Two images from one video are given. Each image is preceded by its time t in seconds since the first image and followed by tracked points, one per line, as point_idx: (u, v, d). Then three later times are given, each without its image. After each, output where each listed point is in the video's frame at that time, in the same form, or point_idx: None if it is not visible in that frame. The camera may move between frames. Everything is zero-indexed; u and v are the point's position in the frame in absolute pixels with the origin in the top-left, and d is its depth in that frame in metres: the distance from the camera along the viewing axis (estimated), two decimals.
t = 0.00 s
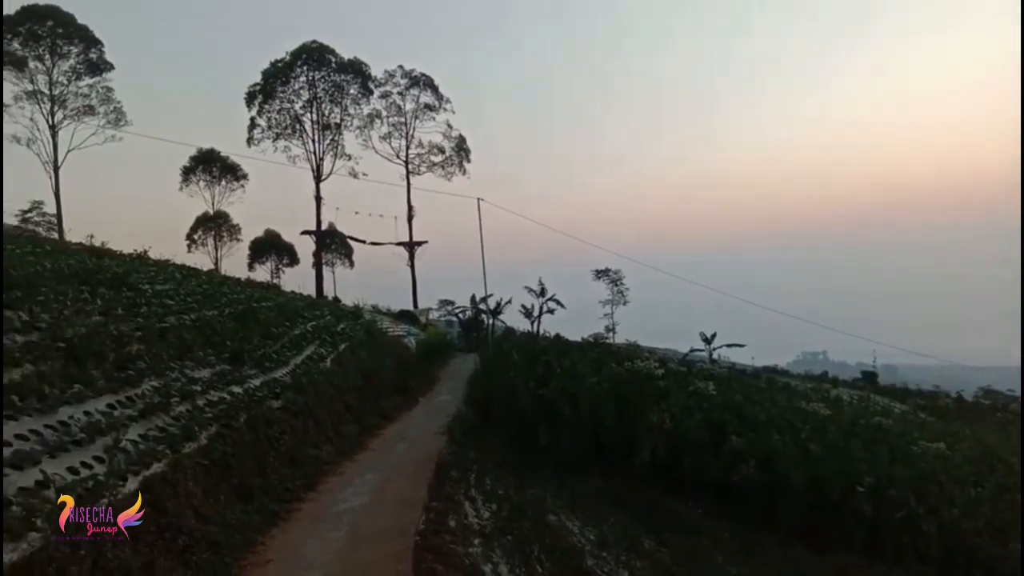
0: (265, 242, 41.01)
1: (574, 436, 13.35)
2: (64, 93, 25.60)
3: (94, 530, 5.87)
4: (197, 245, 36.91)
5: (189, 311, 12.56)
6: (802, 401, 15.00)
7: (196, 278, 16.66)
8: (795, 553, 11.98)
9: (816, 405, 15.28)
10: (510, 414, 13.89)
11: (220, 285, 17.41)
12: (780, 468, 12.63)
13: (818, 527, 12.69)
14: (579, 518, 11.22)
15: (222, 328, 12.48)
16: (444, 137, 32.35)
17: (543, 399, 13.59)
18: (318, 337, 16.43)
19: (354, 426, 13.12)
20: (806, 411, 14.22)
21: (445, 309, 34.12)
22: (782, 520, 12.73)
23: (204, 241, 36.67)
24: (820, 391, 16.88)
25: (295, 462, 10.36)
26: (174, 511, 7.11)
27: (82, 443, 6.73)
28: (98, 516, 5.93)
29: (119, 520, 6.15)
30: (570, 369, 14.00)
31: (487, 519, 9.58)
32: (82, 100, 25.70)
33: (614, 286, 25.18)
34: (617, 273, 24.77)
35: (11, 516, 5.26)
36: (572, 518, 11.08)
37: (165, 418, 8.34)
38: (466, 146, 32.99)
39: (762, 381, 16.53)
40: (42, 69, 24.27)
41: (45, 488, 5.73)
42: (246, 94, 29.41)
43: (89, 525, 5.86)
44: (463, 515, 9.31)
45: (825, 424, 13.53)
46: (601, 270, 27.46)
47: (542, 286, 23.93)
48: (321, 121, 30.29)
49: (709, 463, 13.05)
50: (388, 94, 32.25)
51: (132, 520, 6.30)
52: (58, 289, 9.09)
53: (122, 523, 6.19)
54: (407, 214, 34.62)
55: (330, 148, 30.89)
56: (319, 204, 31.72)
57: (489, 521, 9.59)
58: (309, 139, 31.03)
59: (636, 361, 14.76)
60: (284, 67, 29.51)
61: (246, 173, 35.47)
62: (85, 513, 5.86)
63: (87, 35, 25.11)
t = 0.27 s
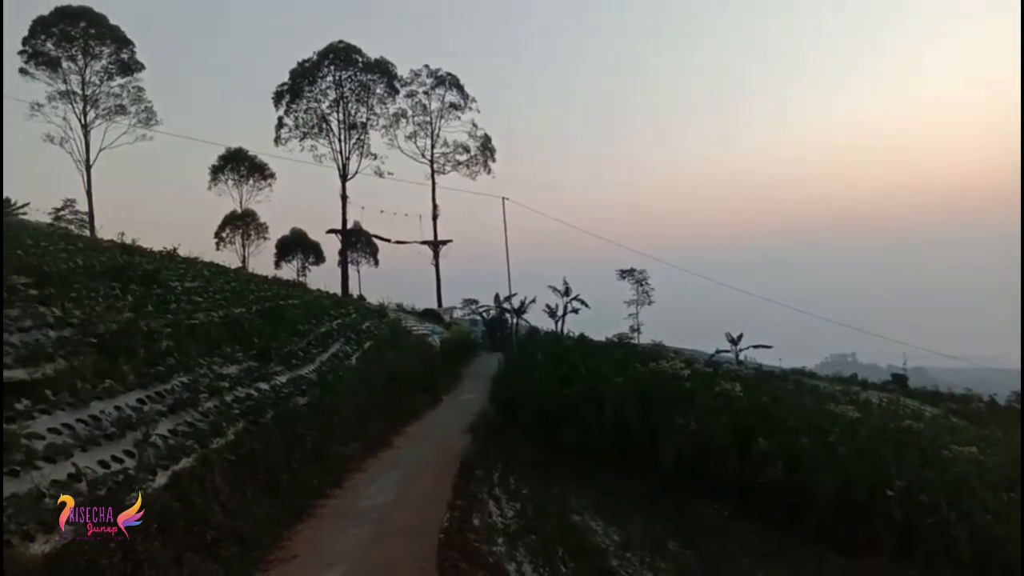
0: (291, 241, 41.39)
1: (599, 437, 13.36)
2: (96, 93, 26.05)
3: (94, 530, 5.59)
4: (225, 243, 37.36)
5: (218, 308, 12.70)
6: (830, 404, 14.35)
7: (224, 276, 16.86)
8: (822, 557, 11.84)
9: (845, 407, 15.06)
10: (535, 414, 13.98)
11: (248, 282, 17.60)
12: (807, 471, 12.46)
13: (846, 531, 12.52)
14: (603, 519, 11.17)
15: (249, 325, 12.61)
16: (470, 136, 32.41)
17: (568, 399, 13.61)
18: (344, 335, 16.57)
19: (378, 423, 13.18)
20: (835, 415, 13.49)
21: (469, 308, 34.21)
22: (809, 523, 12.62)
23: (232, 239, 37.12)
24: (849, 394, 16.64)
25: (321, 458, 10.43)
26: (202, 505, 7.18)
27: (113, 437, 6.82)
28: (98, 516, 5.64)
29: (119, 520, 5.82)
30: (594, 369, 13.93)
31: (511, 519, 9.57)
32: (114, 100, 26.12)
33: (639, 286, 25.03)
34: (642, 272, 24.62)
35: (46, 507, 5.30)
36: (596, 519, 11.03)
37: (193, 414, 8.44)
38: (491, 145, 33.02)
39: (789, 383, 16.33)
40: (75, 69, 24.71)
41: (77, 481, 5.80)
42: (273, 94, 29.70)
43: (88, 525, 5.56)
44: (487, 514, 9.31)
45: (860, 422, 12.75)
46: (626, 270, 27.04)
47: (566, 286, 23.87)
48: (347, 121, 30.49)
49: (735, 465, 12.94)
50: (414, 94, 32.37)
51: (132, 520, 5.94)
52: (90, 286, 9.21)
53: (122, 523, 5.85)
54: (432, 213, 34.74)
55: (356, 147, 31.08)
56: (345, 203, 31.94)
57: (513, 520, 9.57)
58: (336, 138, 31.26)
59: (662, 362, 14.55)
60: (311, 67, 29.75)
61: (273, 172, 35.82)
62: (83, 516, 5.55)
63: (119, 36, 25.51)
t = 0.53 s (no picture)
0: (315, 240, 41.71)
1: (621, 437, 13.31)
2: (124, 93, 26.42)
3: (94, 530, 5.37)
4: (249, 242, 37.74)
5: (243, 306, 12.83)
6: (857, 404, 14.12)
7: (249, 274, 17.02)
8: (848, 559, 11.69)
9: (872, 408, 14.85)
10: (558, 413, 13.89)
11: (272, 281, 17.76)
12: (833, 472, 12.31)
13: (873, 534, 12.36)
14: (626, 519, 11.12)
15: (274, 323, 12.72)
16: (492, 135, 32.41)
17: (590, 397, 13.51)
18: (367, 334, 16.66)
19: (401, 421, 13.23)
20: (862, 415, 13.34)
21: (491, 307, 34.24)
22: (835, 524, 12.46)
23: (257, 238, 37.48)
24: (876, 394, 16.41)
25: (344, 455, 10.49)
26: (228, 501, 7.24)
27: (141, 433, 6.91)
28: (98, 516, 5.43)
29: (120, 520, 5.59)
30: (617, 369, 13.87)
31: (533, 517, 9.56)
32: (141, 100, 26.48)
33: (662, 285, 24.88)
34: (665, 271, 24.47)
35: (77, 501, 5.36)
36: (619, 519, 10.98)
37: (219, 410, 8.53)
38: (513, 144, 33.01)
39: (815, 383, 16.14)
40: (103, 70, 25.09)
41: (106, 476, 5.88)
42: (298, 94, 29.94)
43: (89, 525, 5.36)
44: (509, 512, 9.31)
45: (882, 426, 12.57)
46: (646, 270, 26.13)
47: (589, 284, 23.80)
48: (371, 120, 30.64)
49: (760, 466, 12.81)
50: (436, 93, 32.46)
51: (133, 520, 5.70)
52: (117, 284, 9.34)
53: (123, 523, 5.62)
54: (454, 212, 34.81)
55: (379, 146, 31.23)
56: (368, 202, 32.11)
57: (536, 519, 9.56)
58: (359, 138, 31.43)
59: (685, 362, 14.47)
60: (334, 67, 29.94)
61: (297, 171, 36.12)
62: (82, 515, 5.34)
63: (146, 37, 25.84)
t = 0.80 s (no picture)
0: (332, 241, 41.95)
1: (639, 437, 13.21)
2: (144, 97, 26.71)
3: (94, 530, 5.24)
4: (267, 244, 38.02)
5: (262, 307, 12.93)
6: (878, 405, 13.98)
7: (267, 275, 17.14)
8: (869, 562, 11.58)
9: (893, 408, 14.67)
10: (574, 413, 13.85)
11: (290, 282, 17.88)
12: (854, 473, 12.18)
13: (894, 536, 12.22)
14: (643, 520, 11.08)
15: (293, 324, 12.80)
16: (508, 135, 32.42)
17: (607, 398, 13.47)
18: (384, 334, 16.74)
19: (418, 421, 13.26)
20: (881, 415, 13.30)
21: (508, 307, 34.24)
22: (855, 526, 12.32)
23: (275, 239, 37.75)
24: (897, 395, 16.22)
25: (362, 456, 10.53)
26: (247, 500, 7.28)
27: (162, 433, 6.98)
28: (97, 514, 5.30)
29: (120, 520, 5.46)
30: (634, 369, 13.83)
31: (551, 518, 9.56)
32: (161, 103, 26.75)
33: (679, 285, 24.77)
34: (683, 271, 24.36)
35: (100, 500, 5.41)
36: (637, 520, 10.94)
37: (239, 410, 8.60)
38: (529, 144, 33.01)
39: (835, 383, 15.99)
40: (124, 74, 25.39)
41: (128, 476, 5.94)
42: (315, 96, 30.13)
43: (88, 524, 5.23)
44: (526, 513, 9.30)
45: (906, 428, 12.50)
46: (664, 269, 25.87)
47: (606, 285, 23.74)
48: (387, 121, 30.76)
49: (779, 467, 12.70)
50: (452, 94, 32.53)
51: (133, 520, 5.55)
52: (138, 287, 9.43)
53: (123, 523, 5.48)
54: (470, 212, 34.87)
55: (396, 147, 31.33)
56: (385, 203, 32.24)
57: (553, 520, 9.55)
58: (376, 139, 31.57)
59: (704, 362, 14.40)
60: (351, 68, 30.09)
61: (315, 173, 36.32)
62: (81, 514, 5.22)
63: (166, 41, 26.10)
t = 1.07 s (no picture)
0: (352, 246, 42.20)
1: (660, 441, 13.15)
2: (166, 104, 27.06)
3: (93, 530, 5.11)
4: (288, 249, 38.33)
5: (283, 312, 13.02)
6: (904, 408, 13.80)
7: (288, 280, 17.27)
8: (894, 567, 11.42)
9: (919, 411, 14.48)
10: (595, 417, 13.84)
11: (311, 286, 18.01)
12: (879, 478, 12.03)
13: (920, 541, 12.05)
14: (665, 525, 11.02)
15: (314, 328, 12.89)
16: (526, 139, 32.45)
17: (628, 401, 13.42)
18: (404, 338, 16.81)
19: (438, 425, 13.29)
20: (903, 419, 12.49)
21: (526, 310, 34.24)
22: (881, 530, 12.16)
23: (295, 244, 38.04)
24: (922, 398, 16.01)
25: (383, 460, 10.57)
26: (270, 504, 7.33)
27: (186, 437, 7.04)
28: (98, 515, 5.17)
29: (120, 520, 5.32)
30: (655, 373, 13.76)
31: (572, 523, 9.53)
32: (183, 111, 27.08)
33: (699, 288, 24.62)
34: (703, 274, 24.20)
35: (127, 503, 5.46)
36: (658, 524, 10.89)
37: (261, 414, 8.67)
38: (547, 148, 33.02)
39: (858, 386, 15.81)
40: (146, 82, 25.72)
41: (153, 479, 5.99)
42: (335, 102, 30.36)
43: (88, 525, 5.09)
44: (547, 517, 9.28)
45: (928, 431, 11.84)
46: (685, 273, 25.79)
47: (625, 288, 23.65)
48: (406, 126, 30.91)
49: (802, 471, 12.58)
50: (470, 98, 32.63)
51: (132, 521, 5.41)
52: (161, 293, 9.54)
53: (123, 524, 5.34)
54: (489, 216, 34.91)
55: (414, 152, 31.47)
56: (403, 207, 32.38)
57: (574, 524, 9.52)
58: (394, 144, 31.72)
59: (725, 365, 14.30)
60: (370, 74, 30.29)
61: (334, 178, 36.58)
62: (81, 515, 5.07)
63: (187, 49, 26.41)
